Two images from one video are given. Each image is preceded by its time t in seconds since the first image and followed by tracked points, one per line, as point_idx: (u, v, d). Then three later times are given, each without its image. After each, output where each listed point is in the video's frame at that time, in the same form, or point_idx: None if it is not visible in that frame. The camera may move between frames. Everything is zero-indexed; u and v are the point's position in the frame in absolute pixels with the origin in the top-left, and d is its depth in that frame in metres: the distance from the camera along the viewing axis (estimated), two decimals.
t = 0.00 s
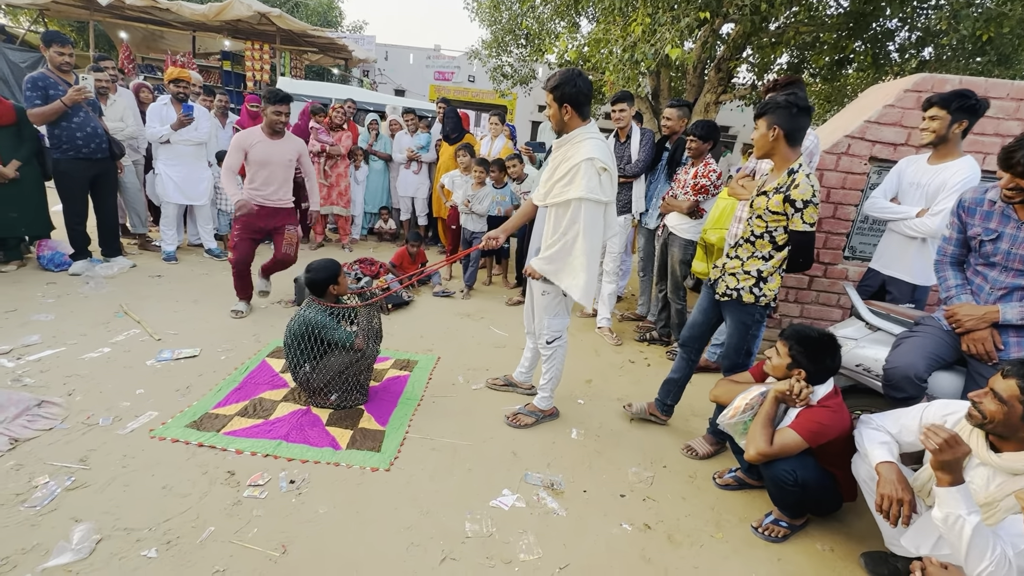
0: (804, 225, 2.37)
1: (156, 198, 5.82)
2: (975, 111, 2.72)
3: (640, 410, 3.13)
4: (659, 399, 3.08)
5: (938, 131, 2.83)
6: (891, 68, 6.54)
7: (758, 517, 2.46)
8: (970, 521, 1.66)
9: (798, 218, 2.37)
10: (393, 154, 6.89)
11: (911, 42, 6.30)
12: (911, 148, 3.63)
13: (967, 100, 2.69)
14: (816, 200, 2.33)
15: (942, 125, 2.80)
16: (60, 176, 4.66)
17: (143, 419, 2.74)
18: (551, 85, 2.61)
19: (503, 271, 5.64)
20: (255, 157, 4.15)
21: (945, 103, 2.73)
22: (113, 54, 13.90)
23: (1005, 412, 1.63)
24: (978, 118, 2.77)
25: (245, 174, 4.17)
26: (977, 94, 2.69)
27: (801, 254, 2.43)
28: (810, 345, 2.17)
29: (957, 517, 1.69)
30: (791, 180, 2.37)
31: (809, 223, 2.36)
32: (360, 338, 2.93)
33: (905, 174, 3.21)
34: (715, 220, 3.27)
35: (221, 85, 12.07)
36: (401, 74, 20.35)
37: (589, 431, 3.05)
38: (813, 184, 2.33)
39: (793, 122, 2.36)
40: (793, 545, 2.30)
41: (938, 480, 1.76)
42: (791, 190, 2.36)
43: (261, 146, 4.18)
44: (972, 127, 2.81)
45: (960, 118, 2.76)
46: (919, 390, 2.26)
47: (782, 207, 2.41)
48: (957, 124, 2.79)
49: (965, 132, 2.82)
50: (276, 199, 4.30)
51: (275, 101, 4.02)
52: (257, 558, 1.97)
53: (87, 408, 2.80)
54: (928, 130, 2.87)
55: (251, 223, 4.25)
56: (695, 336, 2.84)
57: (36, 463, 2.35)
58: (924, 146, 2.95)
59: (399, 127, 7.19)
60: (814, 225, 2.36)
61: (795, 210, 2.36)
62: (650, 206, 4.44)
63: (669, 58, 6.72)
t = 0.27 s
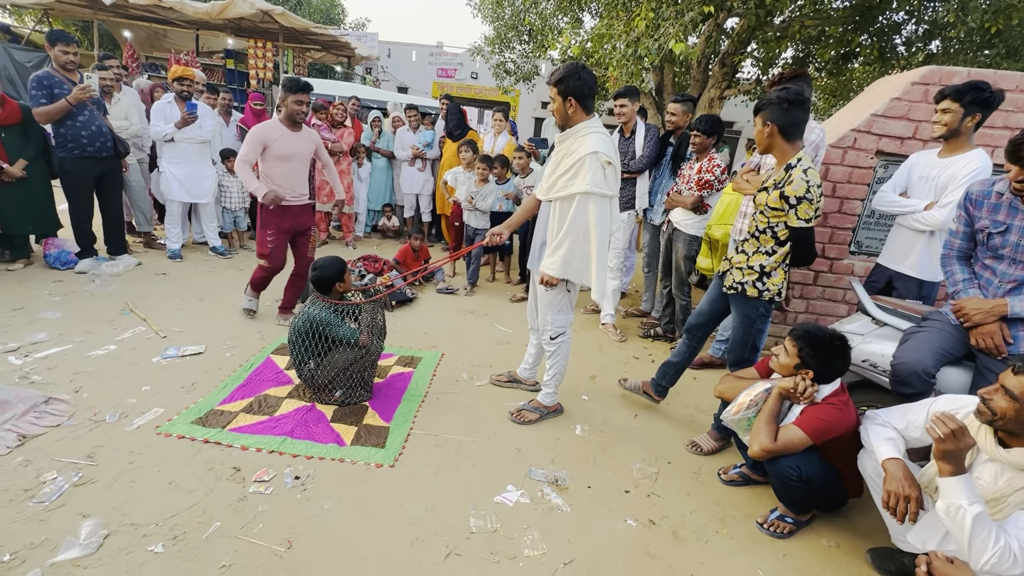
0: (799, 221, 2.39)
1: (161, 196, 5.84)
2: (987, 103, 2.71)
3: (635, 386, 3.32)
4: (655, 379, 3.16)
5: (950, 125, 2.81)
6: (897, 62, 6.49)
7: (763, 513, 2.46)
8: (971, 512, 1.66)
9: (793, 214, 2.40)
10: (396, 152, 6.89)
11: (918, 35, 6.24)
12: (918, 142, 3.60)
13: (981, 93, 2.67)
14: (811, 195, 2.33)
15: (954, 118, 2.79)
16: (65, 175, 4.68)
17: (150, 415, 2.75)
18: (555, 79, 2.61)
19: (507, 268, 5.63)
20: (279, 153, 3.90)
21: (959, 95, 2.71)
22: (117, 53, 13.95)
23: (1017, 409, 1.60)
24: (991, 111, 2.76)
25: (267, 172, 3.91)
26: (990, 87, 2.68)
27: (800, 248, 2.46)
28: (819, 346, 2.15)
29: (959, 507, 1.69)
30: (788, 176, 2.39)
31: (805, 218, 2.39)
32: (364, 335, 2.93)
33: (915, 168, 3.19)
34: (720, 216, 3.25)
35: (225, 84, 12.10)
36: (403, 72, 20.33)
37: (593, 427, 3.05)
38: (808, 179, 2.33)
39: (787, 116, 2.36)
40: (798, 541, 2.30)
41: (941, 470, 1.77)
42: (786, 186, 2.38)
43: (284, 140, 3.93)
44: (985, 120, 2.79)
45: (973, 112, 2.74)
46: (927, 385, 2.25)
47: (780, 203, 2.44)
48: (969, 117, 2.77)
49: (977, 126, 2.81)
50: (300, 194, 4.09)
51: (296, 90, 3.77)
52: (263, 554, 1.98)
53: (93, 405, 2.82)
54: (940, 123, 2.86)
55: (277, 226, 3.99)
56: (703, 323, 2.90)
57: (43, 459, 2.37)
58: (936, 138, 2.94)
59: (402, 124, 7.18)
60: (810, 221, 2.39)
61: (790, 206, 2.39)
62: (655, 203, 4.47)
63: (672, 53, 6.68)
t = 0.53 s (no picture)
0: (798, 215, 2.39)
1: (164, 194, 5.86)
2: (993, 101, 2.66)
3: (657, 384, 3.35)
4: (675, 376, 3.25)
5: (956, 125, 2.77)
6: (902, 56, 6.44)
7: (766, 509, 2.46)
8: (973, 502, 1.66)
9: (791, 208, 2.40)
10: (397, 149, 6.89)
11: (923, 29, 6.19)
12: (923, 136, 3.58)
13: (988, 91, 2.62)
14: (809, 189, 2.33)
15: (959, 118, 2.75)
16: (69, 174, 4.70)
17: (155, 413, 2.77)
18: (558, 73, 2.61)
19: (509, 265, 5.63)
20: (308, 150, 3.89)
21: (964, 95, 2.66)
22: (120, 51, 13.98)
23: None
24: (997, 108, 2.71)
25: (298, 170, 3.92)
26: (996, 84, 2.62)
27: (799, 242, 2.46)
28: (822, 344, 2.15)
29: (961, 498, 1.69)
30: (787, 170, 2.39)
31: (803, 212, 2.38)
32: (367, 333, 2.94)
33: (923, 163, 3.16)
34: (723, 212, 3.22)
35: (227, 82, 12.12)
36: (405, 69, 20.30)
37: (596, 424, 3.05)
38: (807, 173, 2.33)
39: (785, 110, 2.36)
40: (802, 537, 2.30)
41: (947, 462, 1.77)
42: (785, 180, 2.39)
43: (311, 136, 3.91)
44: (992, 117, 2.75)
45: (979, 111, 2.70)
46: (937, 381, 2.23)
47: (779, 196, 2.44)
48: (976, 116, 2.73)
49: (983, 124, 2.77)
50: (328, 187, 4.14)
51: (317, 82, 3.68)
52: (268, 550, 2.00)
53: (99, 403, 2.83)
54: (946, 123, 2.82)
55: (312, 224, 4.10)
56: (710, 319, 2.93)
57: (50, 456, 2.39)
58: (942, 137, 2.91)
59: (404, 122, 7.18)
60: (809, 215, 2.38)
61: (788, 200, 2.39)
62: (659, 199, 4.45)
63: (675, 48, 6.65)
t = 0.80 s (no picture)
0: (796, 206, 2.40)
1: (163, 193, 5.86)
2: (996, 94, 2.64)
3: (699, 398, 3.30)
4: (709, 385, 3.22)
5: (957, 118, 2.76)
6: (902, 53, 6.42)
7: (766, 506, 2.46)
8: (974, 496, 1.67)
9: (790, 199, 2.41)
10: (397, 148, 6.89)
11: (923, 26, 6.17)
12: (922, 133, 3.58)
13: (989, 85, 2.60)
14: (809, 180, 2.35)
15: (961, 111, 2.73)
16: (69, 173, 4.70)
17: (154, 411, 2.77)
18: (557, 70, 2.61)
19: (509, 263, 5.63)
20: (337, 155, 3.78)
21: (965, 88, 2.64)
22: (119, 51, 13.97)
23: None
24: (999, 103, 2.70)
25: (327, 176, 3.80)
26: (998, 78, 2.60)
27: (794, 234, 2.46)
28: (820, 342, 2.14)
29: (964, 491, 1.70)
30: (786, 162, 2.40)
31: (802, 203, 2.39)
32: (366, 331, 2.94)
33: (924, 160, 3.16)
34: (723, 210, 3.18)
35: (227, 81, 12.12)
36: (404, 68, 20.28)
37: (596, 421, 3.05)
38: (806, 165, 2.35)
39: (785, 105, 2.39)
40: (801, 533, 2.30)
41: (950, 456, 1.78)
42: (784, 172, 2.39)
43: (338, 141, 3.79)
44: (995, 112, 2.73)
45: (983, 104, 2.68)
46: (947, 381, 2.21)
47: (777, 188, 2.44)
48: (978, 110, 2.72)
49: (986, 118, 2.75)
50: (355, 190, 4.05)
51: (340, 84, 3.56)
52: (267, 547, 2.00)
53: (98, 401, 2.83)
54: (947, 117, 2.80)
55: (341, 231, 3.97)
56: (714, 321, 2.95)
57: (49, 455, 2.39)
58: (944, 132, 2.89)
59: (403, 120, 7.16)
60: (807, 206, 2.39)
61: (788, 191, 2.39)
62: (660, 197, 4.44)
63: (675, 46, 6.65)
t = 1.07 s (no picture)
0: (794, 195, 2.53)
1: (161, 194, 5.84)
2: (995, 97, 2.64)
3: (698, 400, 3.29)
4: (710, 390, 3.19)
5: (955, 120, 2.76)
6: (900, 54, 6.43)
7: (764, 508, 2.45)
8: (975, 497, 1.67)
9: (787, 189, 2.53)
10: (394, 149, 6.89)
11: (921, 27, 6.19)
12: (920, 134, 3.58)
13: (987, 87, 2.61)
14: (803, 170, 2.50)
15: (959, 113, 2.73)
16: (65, 174, 4.68)
17: (150, 413, 2.76)
18: (554, 71, 2.61)
19: (507, 264, 5.62)
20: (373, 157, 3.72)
21: (964, 90, 2.65)
22: (117, 51, 13.95)
23: None
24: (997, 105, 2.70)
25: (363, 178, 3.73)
26: (997, 80, 2.60)
27: (793, 224, 2.58)
28: (817, 345, 2.14)
29: (964, 493, 1.70)
30: (779, 156, 2.54)
31: (800, 192, 2.52)
32: (364, 332, 2.93)
33: (924, 159, 3.14)
34: (721, 212, 3.12)
35: (225, 82, 12.11)
36: (403, 69, 20.27)
37: (594, 423, 3.05)
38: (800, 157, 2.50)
39: (773, 106, 2.55)
40: (799, 535, 2.30)
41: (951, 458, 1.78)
42: (780, 165, 2.53)
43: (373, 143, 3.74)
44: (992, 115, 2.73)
45: (978, 107, 2.69)
46: (944, 383, 2.21)
47: (773, 181, 2.57)
48: (975, 113, 2.72)
49: (983, 121, 2.75)
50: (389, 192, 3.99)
51: (376, 87, 3.51)
52: (263, 551, 1.99)
53: (94, 404, 2.82)
54: (944, 119, 2.81)
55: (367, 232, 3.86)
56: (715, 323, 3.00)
57: (44, 458, 2.37)
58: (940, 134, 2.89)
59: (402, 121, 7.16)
60: (804, 196, 2.53)
61: (785, 182, 2.52)
62: (658, 199, 4.44)
63: (673, 47, 6.65)
